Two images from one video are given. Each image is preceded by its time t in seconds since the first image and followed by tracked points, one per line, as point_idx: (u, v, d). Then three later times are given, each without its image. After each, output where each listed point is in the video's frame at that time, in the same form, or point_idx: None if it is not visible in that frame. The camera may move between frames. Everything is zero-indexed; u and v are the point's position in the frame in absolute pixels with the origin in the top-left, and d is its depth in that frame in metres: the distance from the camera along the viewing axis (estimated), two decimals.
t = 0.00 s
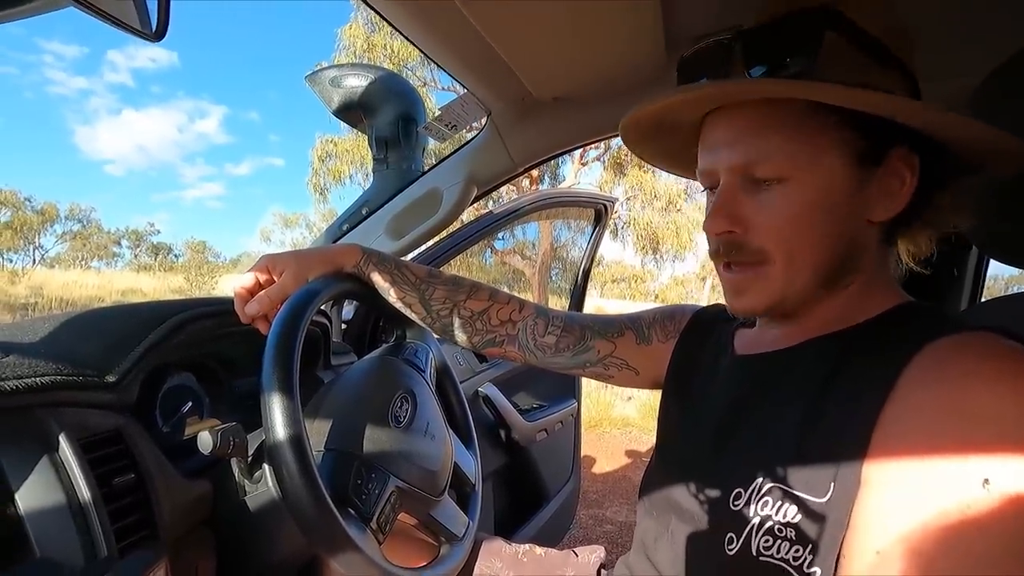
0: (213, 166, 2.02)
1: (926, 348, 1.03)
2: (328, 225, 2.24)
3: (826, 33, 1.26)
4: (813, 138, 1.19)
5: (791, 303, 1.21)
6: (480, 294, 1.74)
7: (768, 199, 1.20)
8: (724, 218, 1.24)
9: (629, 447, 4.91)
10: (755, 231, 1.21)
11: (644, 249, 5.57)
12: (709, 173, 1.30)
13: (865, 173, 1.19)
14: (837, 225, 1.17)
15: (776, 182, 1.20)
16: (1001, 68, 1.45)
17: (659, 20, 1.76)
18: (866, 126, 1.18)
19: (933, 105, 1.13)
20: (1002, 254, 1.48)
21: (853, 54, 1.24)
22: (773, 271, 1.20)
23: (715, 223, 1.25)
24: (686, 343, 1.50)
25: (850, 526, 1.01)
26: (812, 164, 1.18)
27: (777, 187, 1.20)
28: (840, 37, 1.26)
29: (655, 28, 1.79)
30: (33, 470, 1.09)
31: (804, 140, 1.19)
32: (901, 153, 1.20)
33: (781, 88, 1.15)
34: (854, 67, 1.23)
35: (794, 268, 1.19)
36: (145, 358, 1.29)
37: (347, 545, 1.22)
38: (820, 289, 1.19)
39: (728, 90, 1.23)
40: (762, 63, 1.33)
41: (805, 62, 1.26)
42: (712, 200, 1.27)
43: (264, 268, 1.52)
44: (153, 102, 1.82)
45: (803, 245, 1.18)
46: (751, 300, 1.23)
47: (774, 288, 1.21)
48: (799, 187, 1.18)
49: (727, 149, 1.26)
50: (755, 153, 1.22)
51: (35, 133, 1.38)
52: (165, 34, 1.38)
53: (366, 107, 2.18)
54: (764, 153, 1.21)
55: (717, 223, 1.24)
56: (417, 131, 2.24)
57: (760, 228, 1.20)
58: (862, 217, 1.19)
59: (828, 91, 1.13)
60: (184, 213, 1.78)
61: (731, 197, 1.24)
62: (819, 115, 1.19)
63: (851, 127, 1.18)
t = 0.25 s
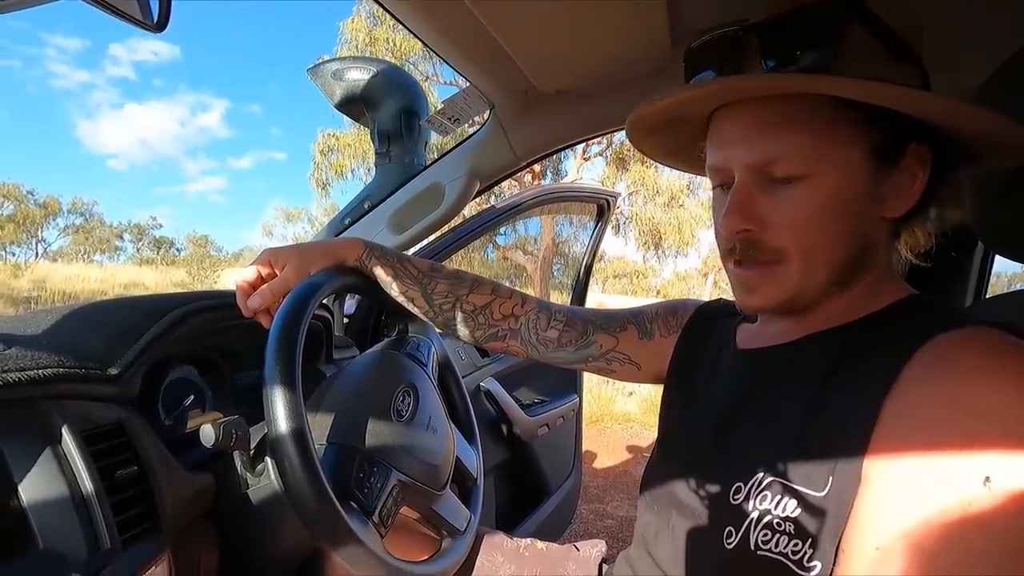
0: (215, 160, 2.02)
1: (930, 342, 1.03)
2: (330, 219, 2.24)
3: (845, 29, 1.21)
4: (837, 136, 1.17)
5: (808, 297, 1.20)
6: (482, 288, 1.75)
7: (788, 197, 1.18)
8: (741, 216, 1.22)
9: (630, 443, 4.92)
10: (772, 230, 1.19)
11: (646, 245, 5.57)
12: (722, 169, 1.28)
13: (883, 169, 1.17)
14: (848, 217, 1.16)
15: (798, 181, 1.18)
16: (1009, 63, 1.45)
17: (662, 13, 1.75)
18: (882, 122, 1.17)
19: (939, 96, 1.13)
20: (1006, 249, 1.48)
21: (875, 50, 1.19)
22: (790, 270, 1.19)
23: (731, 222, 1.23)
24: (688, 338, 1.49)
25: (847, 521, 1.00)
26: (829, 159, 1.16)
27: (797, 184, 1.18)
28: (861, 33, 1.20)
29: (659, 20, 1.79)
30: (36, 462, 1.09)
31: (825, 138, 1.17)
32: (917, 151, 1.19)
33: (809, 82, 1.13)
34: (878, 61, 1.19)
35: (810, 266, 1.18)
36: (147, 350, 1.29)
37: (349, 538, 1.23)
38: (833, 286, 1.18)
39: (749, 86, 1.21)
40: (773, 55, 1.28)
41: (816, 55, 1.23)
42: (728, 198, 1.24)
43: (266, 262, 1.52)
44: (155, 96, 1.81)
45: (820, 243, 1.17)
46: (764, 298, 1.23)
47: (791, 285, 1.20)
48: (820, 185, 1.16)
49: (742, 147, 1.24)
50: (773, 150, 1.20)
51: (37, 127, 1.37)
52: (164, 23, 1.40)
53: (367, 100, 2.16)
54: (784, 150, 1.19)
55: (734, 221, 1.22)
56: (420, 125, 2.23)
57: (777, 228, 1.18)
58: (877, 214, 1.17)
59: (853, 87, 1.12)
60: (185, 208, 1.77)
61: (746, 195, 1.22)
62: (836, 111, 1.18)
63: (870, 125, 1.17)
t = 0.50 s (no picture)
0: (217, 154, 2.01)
1: (931, 335, 1.03)
2: (331, 212, 2.25)
3: (842, 21, 1.21)
4: (835, 129, 1.17)
5: (807, 292, 1.19)
6: (483, 281, 1.75)
7: (786, 192, 1.18)
8: (738, 211, 1.21)
9: (630, 436, 4.92)
10: (770, 226, 1.18)
11: (647, 238, 5.57)
12: (719, 165, 1.28)
13: (881, 160, 1.18)
14: (848, 208, 1.17)
15: (794, 175, 1.17)
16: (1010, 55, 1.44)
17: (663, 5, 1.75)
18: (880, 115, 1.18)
19: (940, 88, 1.13)
20: (1008, 241, 1.47)
21: (870, 40, 1.20)
22: (786, 266, 1.19)
23: (729, 218, 1.22)
24: (688, 331, 1.49)
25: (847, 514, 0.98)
26: (824, 155, 1.17)
27: (795, 179, 1.17)
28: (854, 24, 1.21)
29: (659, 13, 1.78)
30: (35, 455, 1.09)
31: (824, 132, 1.17)
32: (914, 139, 1.20)
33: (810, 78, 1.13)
34: (872, 53, 1.20)
35: (806, 263, 1.18)
36: (146, 344, 1.29)
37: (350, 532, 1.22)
38: (833, 281, 1.18)
39: (746, 83, 1.20)
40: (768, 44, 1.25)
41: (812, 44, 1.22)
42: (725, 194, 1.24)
43: (266, 255, 1.52)
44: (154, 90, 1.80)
45: (816, 238, 1.16)
46: (764, 293, 1.22)
47: (790, 280, 1.19)
48: (818, 180, 1.16)
49: (741, 143, 1.23)
50: (772, 145, 1.20)
51: (36, 122, 1.37)
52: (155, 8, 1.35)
53: (367, 93, 2.16)
54: (783, 145, 1.18)
55: (731, 218, 1.21)
56: (419, 117, 2.22)
57: (775, 225, 1.18)
58: (877, 205, 1.18)
59: (853, 83, 1.12)
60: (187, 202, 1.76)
61: (744, 191, 1.21)
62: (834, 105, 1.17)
63: (869, 117, 1.18)
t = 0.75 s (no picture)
0: (213, 157, 2.00)
1: (931, 334, 1.02)
2: (326, 214, 2.24)
3: (805, 20, 1.15)
4: (805, 132, 1.15)
5: (784, 293, 1.16)
6: (479, 282, 1.74)
7: (755, 192, 1.15)
8: (710, 212, 1.17)
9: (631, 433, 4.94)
10: (742, 226, 1.15)
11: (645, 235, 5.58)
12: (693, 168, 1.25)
13: (857, 160, 1.17)
14: (840, 205, 1.15)
15: (766, 176, 1.15)
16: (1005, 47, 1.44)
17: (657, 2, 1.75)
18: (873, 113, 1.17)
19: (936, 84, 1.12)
20: (1004, 235, 1.47)
21: (838, 38, 1.15)
22: (761, 265, 1.15)
23: (702, 220, 1.18)
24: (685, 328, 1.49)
25: (846, 512, 0.96)
26: (797, 159, 1.15)
27: (765, 180, 1.15)
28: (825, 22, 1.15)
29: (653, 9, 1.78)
30: (30, 462, 1.09)
31: (796, 135, 1.15)
32: (894, 136, 1.19)
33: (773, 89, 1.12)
34: (848, 51, 1.15)
35: (780, 264, 1.15)
36: (141, 348, 1.29)
37: (348, 534, 1.22)
38: (815, 278, 1.16)
39: (711, 92, 1.19)
40: (748, 41, 1.19)
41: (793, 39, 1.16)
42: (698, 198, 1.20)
43: (260, 259, 1.51)
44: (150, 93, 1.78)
45: (786, 240, 1.13)
46: (742, 291, 1.17)
47: (763, 283, 1.16)
48: (788, 181, 1.14)
49: (712, 144, 1.19)
50: (744, 147, 1.16)
51: (31, 129, 1.37)
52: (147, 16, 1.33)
53: (361, 95, 2.14)
54: (751, 147, 1.16)
55: (703, 217, 1.17)
56: (415, 118, 2.22)
57: (748, 225, 1.14)
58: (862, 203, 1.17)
59: (818, 92, 1.10)
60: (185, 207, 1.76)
61: (715, 192, 1.18)
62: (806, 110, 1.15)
63: (843, 119, 1.16)
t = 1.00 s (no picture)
0: (214, 154, 2.02)
1: (932, 332, 1.02)
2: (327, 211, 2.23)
3: (782, 21, 1.15)
4: (791, 131, 1.15)
5: (782, 291, 1.16)
6: (480, 279, 1.75)
7: (745, 194, 1.14)
8: (701, 215, 1.17)
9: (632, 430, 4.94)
10: (734, 228, 1.15)
11: (646, 231, 5.58)
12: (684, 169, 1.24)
13: (846, 157, 1.16)
14: (837, 201, 1.15)
15: (754, 177, 1.14)
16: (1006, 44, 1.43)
17: None
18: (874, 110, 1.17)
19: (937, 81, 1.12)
20: (1005, 232, 1.47)
21: (815, 37, 1.15)
22: (757, 265, 1.15)
23: (693, 224, 1.17)
24: (686, 326, 1.49)
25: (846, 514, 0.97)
26: (787, 158, 1.14)
27: (755, 181, 1.14)
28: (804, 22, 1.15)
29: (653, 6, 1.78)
30: (32, 459, 1.09)
31: (783, 134, 1.14)
32: (882, 128, 1.18)
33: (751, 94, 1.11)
34: (829, 49, 1.15)
35: (773, 264, 1.15)
36: (142, 345, 1.29)
37: (349, 531, 1.22)
38: (812, 274, 1.16)
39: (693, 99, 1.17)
40: (734, 39, 1.18)
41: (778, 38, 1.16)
42: (689, 201, 1.20)
43: (261, 255, 1.52)
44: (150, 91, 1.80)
45: (779, 241, 1.13)
46: (737, 291, 1.17)
47: (760, 281, 1.16)
48: (777, 181, 1.13)
49: (700, 149, 1.19)
50: (733, 151, 1.15)
51: (32, 127, 1.36)
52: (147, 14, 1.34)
53: (361, 91, 2.15)
54: (738, 148, 1.15)
55: (695, 219, 1.17)
56: (415, 114, 2.23)
57: (740, 226, 1.14)
58: (859, 198, 1.17)
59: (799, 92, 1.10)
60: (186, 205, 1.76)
61: (704, 196, 1.18)
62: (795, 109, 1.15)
63: (828, 117, 1.15)
